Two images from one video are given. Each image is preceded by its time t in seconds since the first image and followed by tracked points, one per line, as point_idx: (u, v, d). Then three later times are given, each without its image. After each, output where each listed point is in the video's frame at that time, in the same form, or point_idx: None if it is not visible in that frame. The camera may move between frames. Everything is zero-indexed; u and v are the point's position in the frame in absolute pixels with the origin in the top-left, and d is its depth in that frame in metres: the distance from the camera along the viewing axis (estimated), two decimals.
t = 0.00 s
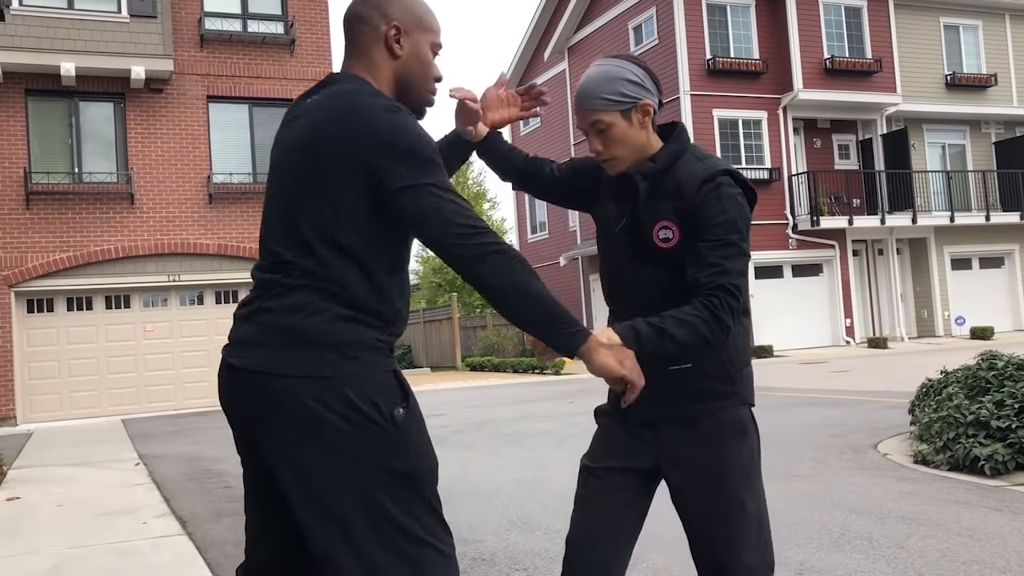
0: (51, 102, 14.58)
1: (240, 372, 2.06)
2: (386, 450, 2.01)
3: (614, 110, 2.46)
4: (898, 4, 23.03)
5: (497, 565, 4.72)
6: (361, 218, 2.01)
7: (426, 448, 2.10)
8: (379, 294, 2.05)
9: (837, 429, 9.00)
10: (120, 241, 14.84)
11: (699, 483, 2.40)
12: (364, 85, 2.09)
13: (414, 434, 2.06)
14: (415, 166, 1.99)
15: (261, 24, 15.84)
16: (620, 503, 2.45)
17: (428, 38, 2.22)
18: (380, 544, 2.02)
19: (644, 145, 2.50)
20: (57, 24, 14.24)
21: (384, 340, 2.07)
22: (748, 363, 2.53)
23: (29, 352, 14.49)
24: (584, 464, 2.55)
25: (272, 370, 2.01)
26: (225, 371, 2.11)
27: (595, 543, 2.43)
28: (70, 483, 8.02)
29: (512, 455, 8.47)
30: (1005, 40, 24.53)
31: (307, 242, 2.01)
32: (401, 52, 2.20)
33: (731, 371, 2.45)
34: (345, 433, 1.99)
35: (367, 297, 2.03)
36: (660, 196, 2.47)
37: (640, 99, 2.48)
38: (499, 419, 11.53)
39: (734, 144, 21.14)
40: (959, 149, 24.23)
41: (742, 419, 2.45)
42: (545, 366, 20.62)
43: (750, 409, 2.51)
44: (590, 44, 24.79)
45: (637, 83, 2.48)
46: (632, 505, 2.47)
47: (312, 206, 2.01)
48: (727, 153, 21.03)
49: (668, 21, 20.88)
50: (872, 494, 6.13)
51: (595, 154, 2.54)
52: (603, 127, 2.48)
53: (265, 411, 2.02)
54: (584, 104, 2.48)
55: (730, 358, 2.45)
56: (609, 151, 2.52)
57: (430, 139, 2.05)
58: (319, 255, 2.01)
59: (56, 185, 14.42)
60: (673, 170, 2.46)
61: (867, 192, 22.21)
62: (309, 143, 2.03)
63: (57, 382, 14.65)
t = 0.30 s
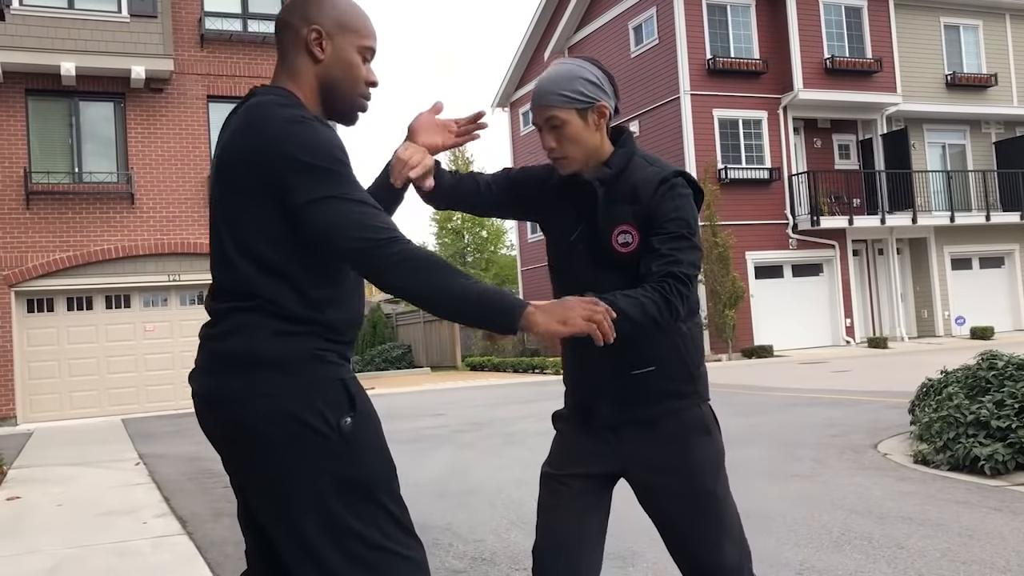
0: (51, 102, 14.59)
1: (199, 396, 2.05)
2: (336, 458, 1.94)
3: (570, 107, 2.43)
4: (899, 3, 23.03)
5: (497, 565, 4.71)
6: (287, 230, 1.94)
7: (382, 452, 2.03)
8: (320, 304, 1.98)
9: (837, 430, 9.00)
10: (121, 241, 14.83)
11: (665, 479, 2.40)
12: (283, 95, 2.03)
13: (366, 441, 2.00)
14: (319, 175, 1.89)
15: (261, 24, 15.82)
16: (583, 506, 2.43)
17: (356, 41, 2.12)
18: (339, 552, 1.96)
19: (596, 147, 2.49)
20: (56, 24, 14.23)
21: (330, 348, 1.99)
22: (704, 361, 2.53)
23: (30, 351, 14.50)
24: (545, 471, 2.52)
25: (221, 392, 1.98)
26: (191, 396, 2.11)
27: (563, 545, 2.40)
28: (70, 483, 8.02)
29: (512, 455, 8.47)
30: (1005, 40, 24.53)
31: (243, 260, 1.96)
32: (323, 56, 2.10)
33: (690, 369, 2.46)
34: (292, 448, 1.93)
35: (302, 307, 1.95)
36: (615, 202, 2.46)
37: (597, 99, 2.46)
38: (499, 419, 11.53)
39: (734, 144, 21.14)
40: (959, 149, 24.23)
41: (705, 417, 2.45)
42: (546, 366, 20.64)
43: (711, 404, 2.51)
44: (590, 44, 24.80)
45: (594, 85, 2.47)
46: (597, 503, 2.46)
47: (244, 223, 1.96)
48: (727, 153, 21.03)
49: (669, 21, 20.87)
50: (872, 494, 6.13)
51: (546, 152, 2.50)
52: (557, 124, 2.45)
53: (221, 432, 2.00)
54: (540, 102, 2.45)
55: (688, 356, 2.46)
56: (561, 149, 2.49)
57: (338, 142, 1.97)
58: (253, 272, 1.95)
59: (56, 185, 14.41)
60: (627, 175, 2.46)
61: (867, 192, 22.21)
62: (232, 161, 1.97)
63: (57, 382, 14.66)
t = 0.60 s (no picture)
0: (52, 101, 14.59)
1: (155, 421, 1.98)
2: (274, 477, 1.83)
3: (524, 112, 2.33)
4: (899, 3, 23.02)
5: (498, 565, 4.71)
6: (209, 242, 1.81)
7: (327, 468, 1.89)
8: (247, 314, 1.83)
9: (837, 429, 9.00)
10: (122, 240, 14.82)
11: (639, 483, 2.33)
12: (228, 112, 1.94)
13: (305, 459, 1.85)
14: (232, 177, 1.78)
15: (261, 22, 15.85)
16: (558, 517, 2.33)
17: (309, 64, 2.02)
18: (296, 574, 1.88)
19: (546, 156, 2.39)
20: (57, 23, 14.23)
21: (269, 364, 1.84)
22: (674, 366, 2.45)
23: (31, 351, 14.50)
24: (522, 481, 2.40)
25: (166, 417, 1.89)
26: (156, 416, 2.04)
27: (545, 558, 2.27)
28: (69, 483, 8.01)
29: (511, 455, 8.46)
30: (1006, 41, 24.51)
31: (171, 277, 1.85)
32: (274, 78, 2.01)
33: (659, 374, 2.37)
34: (234, 471, 1.84)
35: (232, 323, 1.82)
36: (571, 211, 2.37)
37: (551, 110, 2.37)
38: (499, 419, 11.52)
39: (735, 143, 21.16)
40: (960, 149, 24.23)
41: (676, 423, 2.38)
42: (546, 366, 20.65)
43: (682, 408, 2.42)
44: (590, 44, 24.80)
45: (549, 94, 2.38)
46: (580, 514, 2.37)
47: (169, 237, 1.85)
48: (727, 153, 21.04)
49: (669, 21, 20.86)
50: (872, 494, 6.13)
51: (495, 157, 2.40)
52: (509, 128, 2.34)
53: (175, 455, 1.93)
54: (493, 105, 2.35)
55: (656, 360, 2.37)
56: (510, 154, 2.38)
57: (248, 140, 1.84)
58: (182, 289, 1.84)
59: (56, 184, 14.42)
60: (576, 185, 2.37)
61: (868, 192, 22.19)
62: (155, 173, 1.87)
63: (58, 381, 14.65)
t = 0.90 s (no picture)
0: (52, 101, 14.59)
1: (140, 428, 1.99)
2: (247, 484, 1.82)
3: (479, 114, 2.36)
4: (899, 3, 23.00)
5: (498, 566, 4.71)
6: (188, 244, 1.82)
7: (302, 475, 1.87)
8: (226, 315, 1.84)
9: (837, 429, 9.00)
10: (122, 239, 14.82)
11: (610, 490, 2.33)
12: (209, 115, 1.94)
13: (279, 468, 1.83)
14: (211, 171, 1.78)
15: (261, 22, 15.86)
16: (539, 521, 2.33)
17: (293, 76, 2.03)
18: None
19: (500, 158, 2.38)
20: (58, 23, 14.23)
21: (246, 371, 1.85)
22: (644, 366, 2.43)
23: (31, 350, 14.49)
24: (504, 487, 2.40)
25: (149, 423, 1.90)
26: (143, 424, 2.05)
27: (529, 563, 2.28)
28: (68, 482, 8.00)
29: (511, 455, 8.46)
30: (1007, 41, 24.50)
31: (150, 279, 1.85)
32: (261, 89, 2.01)
33: (624, 376, 2.35)
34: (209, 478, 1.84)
35: (208, 326, 1.83)
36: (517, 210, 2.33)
37: (506, 113, 2.38)
38: (498, 419, 11.51)
39: (735, 143, 21.16)
40: (960, 149, 24.22)
41: (648, 432, 2.34)
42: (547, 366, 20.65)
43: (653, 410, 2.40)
44: (591, 44, 24.79)
45: (506, 99, 2.40)
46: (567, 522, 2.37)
47: (148, 241, 1.85)
48: (728, 153, 21.05)
49: (670, 21, 20.87)
50: (872, 494, 6.13)
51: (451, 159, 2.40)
52: (465, 129, 2.36)
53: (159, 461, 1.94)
54: (452, 108, 2.38)
55: (618, 361, 2.35)
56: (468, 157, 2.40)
57: (225, 137, 1.85)
58: (160, 294, 1.84)
59: (57, 183, 14.43)
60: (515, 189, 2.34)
61: (868, 192, 22.18)
62: (139, 176, 1.89)
63: (58, 380, 14.64)
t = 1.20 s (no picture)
0: (53, 101, 14.60)
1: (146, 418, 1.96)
2: (266, 475, 1.84)
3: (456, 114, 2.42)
4: (899, 3, 23.00)
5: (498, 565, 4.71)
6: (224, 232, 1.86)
7: (317, 465, 1.91)
8: (262, 300, 1.89)
9: (837, 430, 9.00)
10: (122, 240, 14.83)
11: (595, 492, 2.34)
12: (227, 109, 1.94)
13: (298, 457, 1.87)
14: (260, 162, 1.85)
15: (261, 22, 15.87)
16: (530, 514, 2.38)
17: (298, 84, 2.07)
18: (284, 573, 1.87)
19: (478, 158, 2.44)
20: (58, 22, 14.23)
21: (271, 364, 1.89)
22: (622, 354, 2.39)
23: (31, 350, 14.49)
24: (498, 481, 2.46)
25: (167, 410, 1.89)
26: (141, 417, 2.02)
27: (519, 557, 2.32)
28: (68, 482, 8.00)
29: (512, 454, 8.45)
30: (1007, 41, 24.50)
31: (177, 264, 1.87)
32: (269, 92, 2.03)
33: (590, 366, 2.32)
34: (232, 463, 1.84)
35: (242, 314, 1.86)
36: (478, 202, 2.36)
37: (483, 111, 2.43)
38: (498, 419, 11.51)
39: (735, 143, 21.16)
40: (960, 149, 24.21)
41: (625, 433, 2.31)
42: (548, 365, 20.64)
43: (634, 402, 2.36)
44: (591, 44, 24.80)
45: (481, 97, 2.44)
46: (559, 517, 2.42)
47: (177, 226, 1.87)
48: (728, 153, 21.06)
49: (670, 21, 20.88)
50: (873, 494, 6.13)
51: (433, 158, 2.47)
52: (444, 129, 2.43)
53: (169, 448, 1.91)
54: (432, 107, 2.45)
55: (587, 353, 2.32)
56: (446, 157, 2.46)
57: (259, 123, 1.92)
58: (189, 281, 1.86)
59: (57, 183, 14.44)
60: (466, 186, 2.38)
61: (868, 192, 22.18)
62: (167, 163, 1.91)
63: (58, 380, 14.63)
